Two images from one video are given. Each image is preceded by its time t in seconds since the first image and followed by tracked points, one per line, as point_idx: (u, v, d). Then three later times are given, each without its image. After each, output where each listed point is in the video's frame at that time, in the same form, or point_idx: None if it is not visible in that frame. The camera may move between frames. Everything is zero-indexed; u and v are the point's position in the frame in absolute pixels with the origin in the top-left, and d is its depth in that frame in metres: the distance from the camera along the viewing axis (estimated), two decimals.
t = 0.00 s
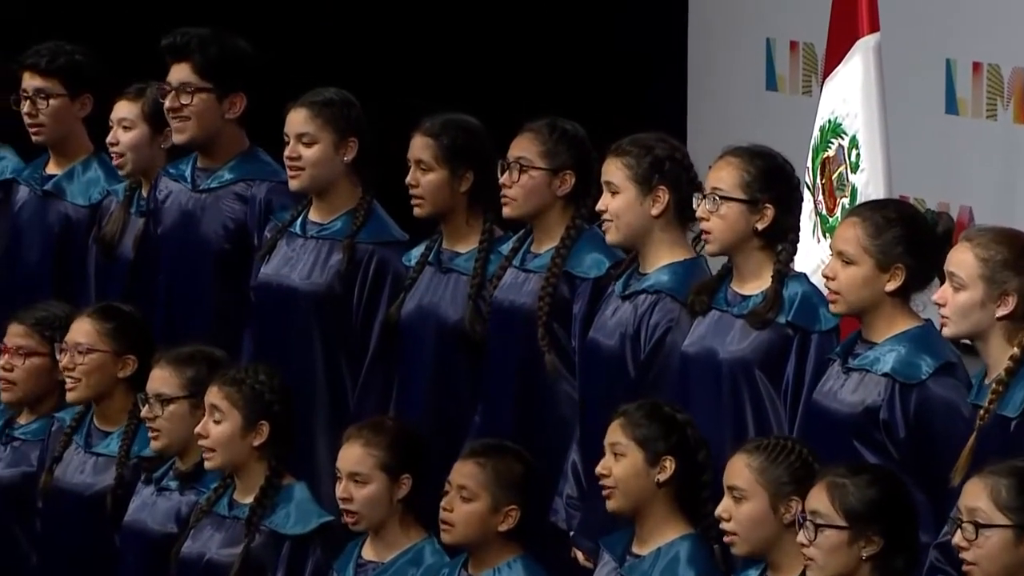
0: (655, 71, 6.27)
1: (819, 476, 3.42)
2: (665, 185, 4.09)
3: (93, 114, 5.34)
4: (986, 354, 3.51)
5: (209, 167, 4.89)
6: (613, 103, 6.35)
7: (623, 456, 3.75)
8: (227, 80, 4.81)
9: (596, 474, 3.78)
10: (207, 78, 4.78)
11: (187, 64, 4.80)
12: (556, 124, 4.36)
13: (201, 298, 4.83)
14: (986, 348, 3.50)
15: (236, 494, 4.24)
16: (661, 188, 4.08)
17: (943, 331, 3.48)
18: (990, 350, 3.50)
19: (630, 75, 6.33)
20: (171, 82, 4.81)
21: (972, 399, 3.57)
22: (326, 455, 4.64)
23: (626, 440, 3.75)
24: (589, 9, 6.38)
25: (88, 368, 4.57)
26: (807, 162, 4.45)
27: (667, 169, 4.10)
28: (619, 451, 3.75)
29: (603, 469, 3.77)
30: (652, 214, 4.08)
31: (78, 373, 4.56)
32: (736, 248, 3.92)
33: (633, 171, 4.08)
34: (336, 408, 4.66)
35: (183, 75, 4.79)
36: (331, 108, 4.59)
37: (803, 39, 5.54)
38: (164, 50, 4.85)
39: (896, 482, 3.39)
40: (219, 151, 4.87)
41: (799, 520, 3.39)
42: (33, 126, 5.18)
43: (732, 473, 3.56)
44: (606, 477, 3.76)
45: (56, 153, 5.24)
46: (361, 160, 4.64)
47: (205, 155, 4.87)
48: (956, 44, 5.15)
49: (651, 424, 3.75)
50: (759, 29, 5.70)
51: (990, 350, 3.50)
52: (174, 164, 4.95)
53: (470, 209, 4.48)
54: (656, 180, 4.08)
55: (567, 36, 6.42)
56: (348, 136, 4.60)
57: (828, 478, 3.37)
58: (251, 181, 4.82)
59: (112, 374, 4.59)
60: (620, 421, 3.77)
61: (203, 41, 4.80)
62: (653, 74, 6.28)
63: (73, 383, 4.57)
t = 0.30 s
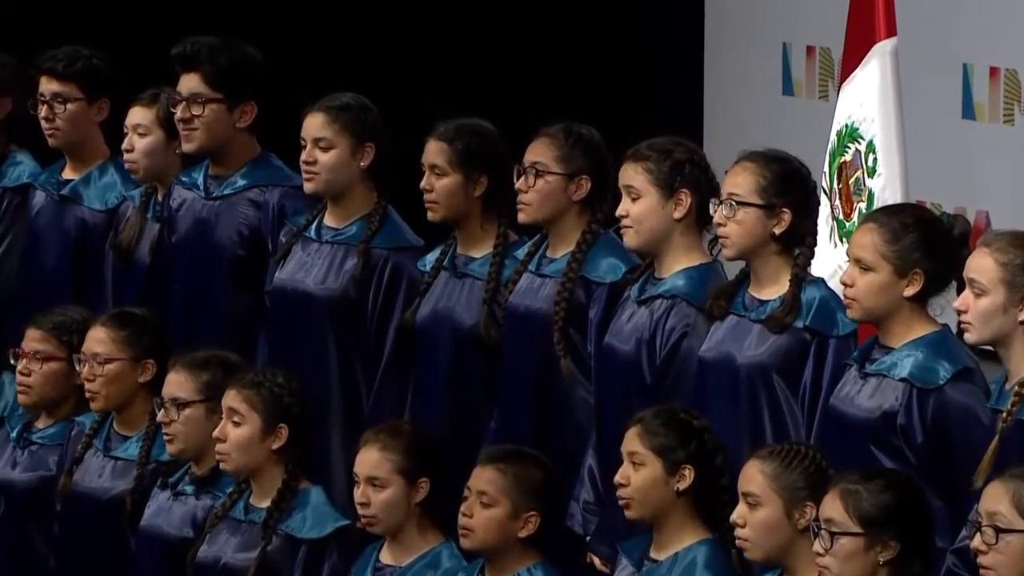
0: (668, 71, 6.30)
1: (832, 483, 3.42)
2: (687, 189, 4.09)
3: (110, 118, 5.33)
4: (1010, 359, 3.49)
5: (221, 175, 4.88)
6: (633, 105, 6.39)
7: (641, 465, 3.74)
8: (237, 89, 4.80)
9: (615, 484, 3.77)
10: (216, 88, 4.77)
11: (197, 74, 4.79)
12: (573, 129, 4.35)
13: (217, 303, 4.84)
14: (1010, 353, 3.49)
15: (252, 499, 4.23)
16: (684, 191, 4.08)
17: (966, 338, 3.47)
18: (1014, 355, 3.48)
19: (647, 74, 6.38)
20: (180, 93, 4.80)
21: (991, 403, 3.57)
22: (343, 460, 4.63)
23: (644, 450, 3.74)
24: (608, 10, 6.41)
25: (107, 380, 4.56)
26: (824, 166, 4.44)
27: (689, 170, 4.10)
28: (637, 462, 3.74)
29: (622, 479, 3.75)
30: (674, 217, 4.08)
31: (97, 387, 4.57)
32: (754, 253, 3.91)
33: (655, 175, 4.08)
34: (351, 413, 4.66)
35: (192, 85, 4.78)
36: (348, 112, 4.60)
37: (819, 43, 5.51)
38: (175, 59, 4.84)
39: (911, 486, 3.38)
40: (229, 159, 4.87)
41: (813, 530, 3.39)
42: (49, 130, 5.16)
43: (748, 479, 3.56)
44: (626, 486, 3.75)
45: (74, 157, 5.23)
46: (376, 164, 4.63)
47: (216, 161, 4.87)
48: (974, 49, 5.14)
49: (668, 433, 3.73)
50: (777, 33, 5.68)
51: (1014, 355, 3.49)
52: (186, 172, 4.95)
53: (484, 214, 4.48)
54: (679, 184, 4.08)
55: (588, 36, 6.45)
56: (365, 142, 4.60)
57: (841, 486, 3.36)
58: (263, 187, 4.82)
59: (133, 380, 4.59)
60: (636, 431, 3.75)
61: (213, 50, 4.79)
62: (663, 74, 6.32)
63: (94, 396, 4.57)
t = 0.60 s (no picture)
0: (672, 71, 6.31)
1: (842, 491, 3.42)
2: (701, 194, 4.08)
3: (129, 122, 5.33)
4: None
5: (241, 180, 4.89)
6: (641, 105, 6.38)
7: (655, 468, 3.75)
8: (253, 93, 4.81)
9: (630, 487, 3.78)
10: (233, 94, 4.78)
11: (210, 83, 4.79)
12: (590, 133, 4.35)
13: (236, 307, 4.84)
14: None
15: (272, 502, 4.24)
16: (698, 196, 4.08)
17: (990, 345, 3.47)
18: None
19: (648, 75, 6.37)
20: (196, 102, 4.81)
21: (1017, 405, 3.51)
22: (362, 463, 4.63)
23: (658, 454, 3.74)
24: (609, 10, 6.43)
25: (126, 382, 4.57)
26: (841, 169, 4.44)
27: (706, 176, 4.11)
28: (651, 466, 3.75)
29: (636, 483, 3.76)
30: (687, 221, 4.08)
31: (115, 389, 4.57)
32: (770, 257, 3.90)
33: (673, 177, 4.08)
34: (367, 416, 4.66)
35: (208, 94, 4.78)
36: (362, 116, 4.60)
37: (836, 47, 5.51)
38: (187, 69, 4.85)
39: (923, 491, 3.38)
40: (252, 164, 4.88)
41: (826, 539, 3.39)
42: (66, 136, 5.16)
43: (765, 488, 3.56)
44: (640, 489, 3.76)
45: (93, 161, 5.23)
46: (392, 169, 4.64)
47: (239, 169, 4.87)
48: (991, 54, 5.13)
49: (683, 438, 3.74)
50: (793, 38, 5.68)
51: None
52: (207, 177, 4.96)
53: (501, 218, 4.48)
54: (694, 188, 4.08)
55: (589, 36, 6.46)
56: (380, 146, 4.61)
57: (851, 493, 3.36)
58: (286, 192, 4.84)
59: (151, 384, 4.59)
60: (649, 435, 3.76)
61: (224, 57, 4.81)
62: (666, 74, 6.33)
63: (112, 399, 4.58)
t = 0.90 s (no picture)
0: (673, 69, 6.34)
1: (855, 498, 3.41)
2: (722, 199, 4.08)
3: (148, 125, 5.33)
4: None
5: (267, 182, 4.91)
6: (643, 104, 6.40)
7: (672, 463, 3.75)
8: (282, 96, 4.81)
9: (645, 480, 3.79)
10: (262, 99, 4.79)
11: (238, 88, 4.79)
12: (610, 136, 4.35)
13: (256, 310, 4.85)
14: None
15: (291, 505, 4.25)
16: (719, 201, 4.08)
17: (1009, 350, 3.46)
18: None
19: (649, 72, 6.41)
20: (225, 106, 4.81)
21: None
22: (380, 466, 4.62)
23: (677, 449, 3.75)
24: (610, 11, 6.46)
25: (147, 382, 4.58)
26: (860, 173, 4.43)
27: (725, 181, 4.10)
28: (668, 459, 3.76)
29: (652, 475, 3.77)
30: (708, 226, 4.08)
31: (136, 390, 4.58)
32: (790, 259, 3.90)
33: (691, 183, 4.07)
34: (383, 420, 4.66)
35: (236, 99, 4.79)
36: (380, 119, 4.60)
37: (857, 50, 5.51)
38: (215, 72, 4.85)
39: (935, 496, 3.37)
40: (277, 167, 4.89)
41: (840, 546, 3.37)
42: (86, 139, 5.15)
43: (784, 493, 3.56)
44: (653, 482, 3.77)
45: (112, 165, 5.23)
46: (408, 172, 4.65)
47: (265, 170, 4.89)
48: (1012, 57, 5.09)
49: (705, 438, 3.74)
50: (812, 40, 5.61)
51: None
52: (231, 176, 4.97)
53: (521, 221, 4.48)
54: (714, 194, 4.08)
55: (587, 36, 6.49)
56: (398, 149, 4.62)
57: (863, 499, 3.36)
58: (309, 195, 4.85)
59: (171, 385, 4.60)
60: (670, 432, 3.77)
61: (252, 62, 4.80)
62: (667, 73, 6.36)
63: (131, 397, 4.58)
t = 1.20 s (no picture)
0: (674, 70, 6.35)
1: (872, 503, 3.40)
2: (742, 208, 4.07)
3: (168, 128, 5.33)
4: None
5: (287, 184, 4.92)
6: (646, 104, 6.41)
7: (693, 458, 3.76)
8: (305, 99, 4.82)
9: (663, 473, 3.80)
10: (284, 103, 4.78)
11: (262, 91, 4.79)
12: (628, 139, 4.35)
13: (273, 313, 4.85)
14: None
15: (309, 508, 4.25)
16: (739, 211, 4.07)
17: None
18: None
19: (650, 75, 6.41)
20: (248, 109, 4.81)
21: None
22: (398, 468, 4.62)
23: (699, 445, 3.75)
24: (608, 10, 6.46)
25: (164, 384, 4.58)
26: (879, 176, 4.43)
27: (746, 191, 4.08)
28: (688, 453, 3.76)
29: (671, 468, 3.78)
30: (728, 236, 4.07)
31: (154, 391, 4.58)
32: (811, 263, 3.89)
33: (712, 194, 4.05)
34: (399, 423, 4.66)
35: (260, 103, 4.78)
36: (397, 123, 4.61)
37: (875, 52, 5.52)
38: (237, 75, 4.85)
39: (951, 500, 3.36)
40: (297, 168, 4.90)
41: (856, 550, 3.36)
42: (106, 142, 5.16)
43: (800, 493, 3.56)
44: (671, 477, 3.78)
45: (131, 168, 5.24)
46: (423, 175, 4.65)
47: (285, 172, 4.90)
48: None
49: (729, 440, 3.75)
50: (829, 44, 5.60)
51: None
52: (252, 178, 4.99)
53: (539, 224, 4.49)
54: (734, 204, 4.06)
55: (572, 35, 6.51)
56: (413, 153, 4.62)
57: (879, 504, 3.34)
58: (328, 197, 4.86)
59: (189, 388, 4.60)
60: (695, 430, 3.78)
61: (275, 65, 4.80)
62: (667, 73, 6.37)
63: (149, 398, 4.59)
